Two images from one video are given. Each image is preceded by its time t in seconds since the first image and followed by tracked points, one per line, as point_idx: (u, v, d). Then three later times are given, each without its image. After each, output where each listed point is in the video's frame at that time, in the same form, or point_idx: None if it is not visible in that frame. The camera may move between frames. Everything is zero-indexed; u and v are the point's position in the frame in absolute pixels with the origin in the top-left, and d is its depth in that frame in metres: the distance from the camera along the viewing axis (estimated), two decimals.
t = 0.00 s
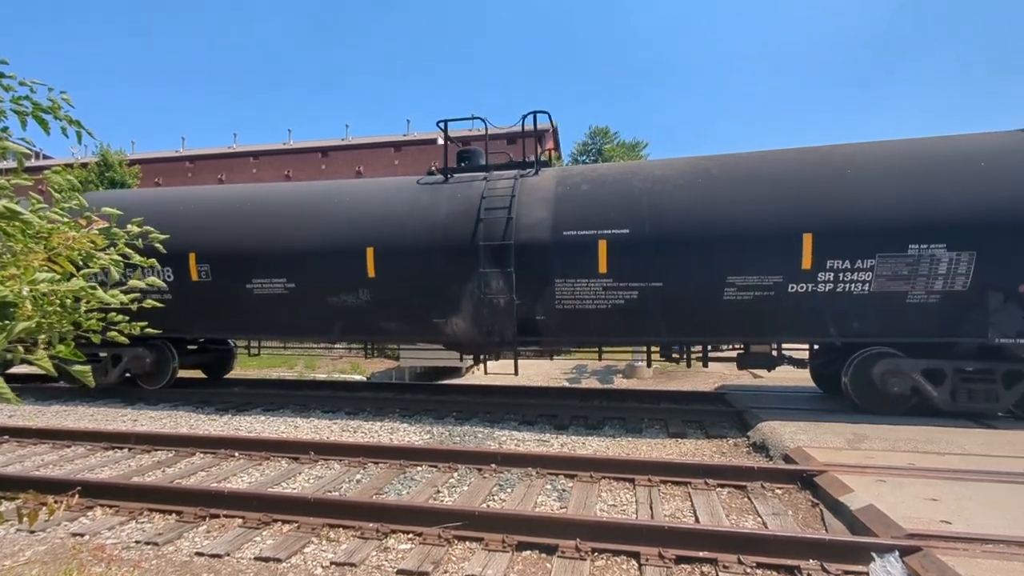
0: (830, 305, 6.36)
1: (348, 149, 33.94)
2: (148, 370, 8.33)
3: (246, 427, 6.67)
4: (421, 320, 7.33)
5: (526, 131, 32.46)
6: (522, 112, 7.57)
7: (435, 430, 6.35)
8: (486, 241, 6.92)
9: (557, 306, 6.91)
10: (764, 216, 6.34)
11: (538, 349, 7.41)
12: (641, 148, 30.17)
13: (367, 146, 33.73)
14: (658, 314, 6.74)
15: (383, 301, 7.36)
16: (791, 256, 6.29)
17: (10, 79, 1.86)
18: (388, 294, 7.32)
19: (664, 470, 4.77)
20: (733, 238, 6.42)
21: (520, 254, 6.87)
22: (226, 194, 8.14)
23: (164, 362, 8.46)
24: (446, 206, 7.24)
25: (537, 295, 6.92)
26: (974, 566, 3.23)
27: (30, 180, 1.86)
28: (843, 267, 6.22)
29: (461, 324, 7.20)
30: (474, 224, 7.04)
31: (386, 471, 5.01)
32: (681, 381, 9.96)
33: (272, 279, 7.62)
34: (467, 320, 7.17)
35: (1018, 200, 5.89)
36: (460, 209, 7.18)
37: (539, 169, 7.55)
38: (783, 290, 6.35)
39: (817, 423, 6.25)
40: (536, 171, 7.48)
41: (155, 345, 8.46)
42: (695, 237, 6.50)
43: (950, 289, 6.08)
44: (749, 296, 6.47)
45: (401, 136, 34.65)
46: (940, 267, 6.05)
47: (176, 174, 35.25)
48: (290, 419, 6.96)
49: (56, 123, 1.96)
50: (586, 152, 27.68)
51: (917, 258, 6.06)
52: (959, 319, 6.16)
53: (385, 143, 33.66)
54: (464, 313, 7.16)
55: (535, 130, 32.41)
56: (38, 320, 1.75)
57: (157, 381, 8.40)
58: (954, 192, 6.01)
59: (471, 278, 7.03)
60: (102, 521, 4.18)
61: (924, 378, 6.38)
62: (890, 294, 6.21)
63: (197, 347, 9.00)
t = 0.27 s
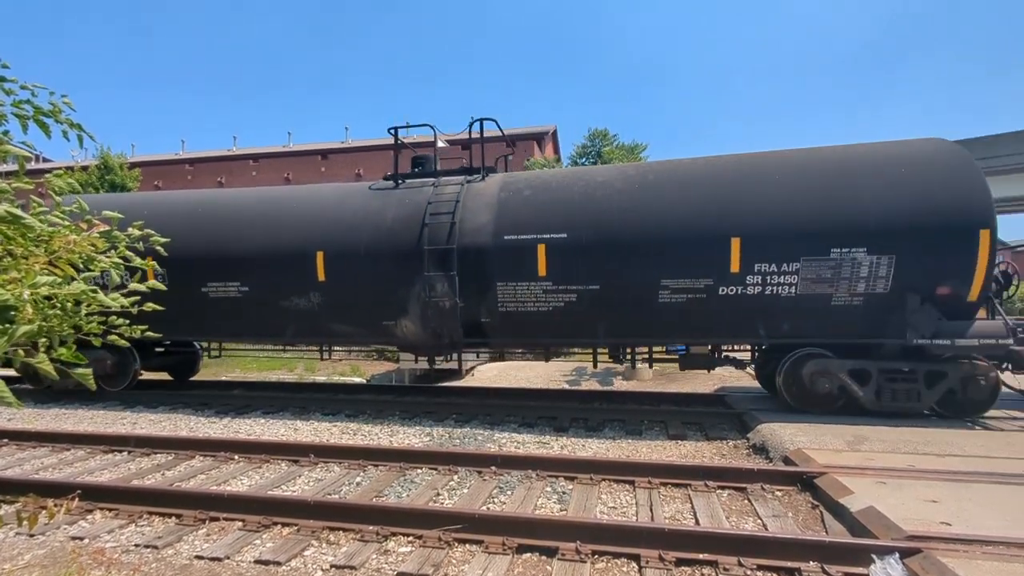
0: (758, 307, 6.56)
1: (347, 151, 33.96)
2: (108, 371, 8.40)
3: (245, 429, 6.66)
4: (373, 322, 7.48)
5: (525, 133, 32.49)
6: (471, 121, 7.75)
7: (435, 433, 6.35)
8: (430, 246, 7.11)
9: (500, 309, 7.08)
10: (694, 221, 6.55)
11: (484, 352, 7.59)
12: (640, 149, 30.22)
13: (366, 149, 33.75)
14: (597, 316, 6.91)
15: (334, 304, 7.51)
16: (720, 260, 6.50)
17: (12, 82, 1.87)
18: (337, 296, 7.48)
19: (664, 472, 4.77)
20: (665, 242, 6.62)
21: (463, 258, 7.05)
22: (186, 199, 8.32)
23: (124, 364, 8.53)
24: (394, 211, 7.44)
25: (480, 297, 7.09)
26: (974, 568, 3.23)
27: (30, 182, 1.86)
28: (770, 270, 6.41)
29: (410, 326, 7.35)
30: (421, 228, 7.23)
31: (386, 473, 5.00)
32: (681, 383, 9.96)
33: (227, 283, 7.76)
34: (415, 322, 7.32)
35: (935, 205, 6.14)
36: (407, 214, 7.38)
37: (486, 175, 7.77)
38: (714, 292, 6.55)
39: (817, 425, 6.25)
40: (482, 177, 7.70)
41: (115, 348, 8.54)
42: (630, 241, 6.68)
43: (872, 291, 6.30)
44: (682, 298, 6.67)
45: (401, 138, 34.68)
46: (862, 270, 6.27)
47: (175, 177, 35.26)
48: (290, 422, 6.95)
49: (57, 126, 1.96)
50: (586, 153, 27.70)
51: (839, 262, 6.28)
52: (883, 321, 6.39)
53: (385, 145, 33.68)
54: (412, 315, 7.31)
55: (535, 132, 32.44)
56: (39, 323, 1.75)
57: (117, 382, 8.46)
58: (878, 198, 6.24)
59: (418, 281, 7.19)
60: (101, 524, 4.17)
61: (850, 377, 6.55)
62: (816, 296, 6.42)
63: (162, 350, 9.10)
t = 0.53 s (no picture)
0: (692, 309, 6.65)
1: (347, 153, 33.98)
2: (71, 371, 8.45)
3: (245, 432, 6.66)
4: (325, 324, 7.58)
5: (525, 135, 32.50)
6: (421, 124, 7.82)
7: (434, 435, 6.35)
8: (376, 249, 7.19)
9: (445, 311, 7.17)
10: (626, 225, 6.65)
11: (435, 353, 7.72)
12: (640, 152, 30.21)
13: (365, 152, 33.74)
14: (538, 319, 7.00)
15: (287, 306, 7.62)
16: (652, 263, 6.60)
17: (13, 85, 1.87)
18: (288, 299, 7.58)
19: (665, 475, 4.76)
20: (599, 247, 6.70)
21: (408, 261, 7.14)
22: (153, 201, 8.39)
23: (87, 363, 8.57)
24: (343, 215, 7.54)
25: (425, 300, 7.19)
26: (973, 569, 3.23)
27: (31, 186, 1.86)
28: (702, 273, 6.51)
29: (360, 328, 7.44)
30: (367, 232, 7.32)
31: (386, 475, 5.00)
32: (682, 384, 9.96)
33: (182, 286, 7.86)
34: (364, 324, 7.40)
35: (857, 210, 6.28)
36: (355, 219, 7.48)
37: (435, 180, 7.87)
38: (648, 295, 6.64)
39: (817, 427, 6.25)
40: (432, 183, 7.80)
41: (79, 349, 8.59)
42: (567, 246, 6.76)
43: (799, 294, 6.41)
44: (619, 301, 6.75)
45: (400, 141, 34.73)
46: (788, 274, 6.38)
47: (175, 179, 35.26)
48: (289, 424, 6.96)
49: (58, 129, 1.97)
50: (585, 155, 27.70)
51: (767, 266, 6.40)
52: (813, 323, 6.51)
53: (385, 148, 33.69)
54: (362, 317, 7.40)
55: (535, 134, 32.49)
56: (41, 326, 1.76)
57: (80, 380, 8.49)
58: (806, 205, 6.37)
59: (365, 284, 7.29)
60: (101, 527, 4.17)
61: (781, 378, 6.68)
62: (747, 299, 6.52)
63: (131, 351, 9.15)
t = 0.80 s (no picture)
0: (629, 311, 6.73)
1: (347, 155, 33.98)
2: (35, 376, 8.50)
3: (245, 433, 6.65)
4: (278, 326, 7.66)
5: (525, 137, 32.52)
6: (370, 132, 7.80)
7: (434, 436, 6.35)
8: (324, 252, 7.29)
9: (392, 313, 7.27)
10: (562, 228, 6.75)
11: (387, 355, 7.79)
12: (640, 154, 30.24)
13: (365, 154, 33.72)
14: (479, 320, 7.09)
15: (240, 308, 7.70)
16: (588, 266, 6.68)
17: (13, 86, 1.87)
18: (241, 301, 7.68)
19: (665, 476, 4.76)
20: (539, 249, 6.80)
21: (355, 264, 7.24)
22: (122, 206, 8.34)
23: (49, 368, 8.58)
24: (293, 219, 7.65)
25: (373, 302, 7.29)
26: (974, 571, 3.23)
27: (30, 187, 1.86)
28: (635, 276, 6.61)
29: (312, 329, 7.52)
30: (316, 236, 7.42)
31: (385, 477, 5.00)
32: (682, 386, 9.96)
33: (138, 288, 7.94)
34: (316, 325, 7.49)
35: (784, 214, 6.36)
36: (306, 222, 7.57)
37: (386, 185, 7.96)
38: (586, 297, 6.72)
39: (816, 428, 6.24)
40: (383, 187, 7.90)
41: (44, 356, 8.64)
42: (506, 250, 6.86)
43: (729, 296, 6.49)
44: (559, 302, 6.83)
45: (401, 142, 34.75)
46: (718, 277, 6.48)
47: (175, 180, 35.25)
48: (289, 425, 6.95)
49: (59, 130, 1.97)
50: (585, 157, 27.72)
51: (697, 268, 6.50)
52: (745, 324, 6.58)
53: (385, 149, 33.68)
54: (314, 318, 7.49)
55: (535, 136, 32.50)
56: (40, 327, 1.75)
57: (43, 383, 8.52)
58: (736, 209, 6.45)
59: (315, 286, 7.38)
60: (100, 528, 4.16)
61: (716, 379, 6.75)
62: (680, 301, 6.60)
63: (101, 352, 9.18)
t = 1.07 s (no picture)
0: (569, 312, 6.82)
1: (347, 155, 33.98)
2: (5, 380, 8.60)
3: (245, 434, 6.65)
4: (234, 327, 7.74)
5: (525, 138, 32.54)
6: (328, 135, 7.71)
7: (434, 437, 6.34)
8: (275, 255, 7.38)
9: (343, 314, 7.33)
10: (502, 232, 6.83)
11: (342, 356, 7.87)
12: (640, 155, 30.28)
13: (364, 155, 33.71)
14: (423, 321, 7.18)
15: (196, 309, 7.77)
16: (528, 269, 6.78)
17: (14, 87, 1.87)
18: (196, 303, 7.76)
19: (664, 477, 4.75)
20: (483, 252, 6.88)
21: (304, 266, 7.31)
22: (122, 207, 8.35)
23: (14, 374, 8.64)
24: (247, 223, 7.73)
25: (324, 304, 7.35)
26: (976, 572, 3.22)
27: (30, 188, 1.86)
28: (573, 278, 6.70)
29: (266, 331, 7.60)
30: (268, 239, 7.50)
31: (385, 478, 5.00)
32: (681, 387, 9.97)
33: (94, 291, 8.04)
34: (270, 326, 7.56)
35: (716, 220, 6.41)
36: (259, 226, 7.66)
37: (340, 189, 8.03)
38: (527, 299, 6.82)
39: (816, 430, 6.23)
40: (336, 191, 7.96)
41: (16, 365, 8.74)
42: (448, 252, 6.94)
43: (663, 298, 6.58)
44: (501, 304, 6.93)
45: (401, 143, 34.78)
46: (652, 279, 6.56)
47: (175, 180, 35.25)
48: (289, 426, 6.95)
49: (59, 132, 1.97)
50: (585, 157, 27.74)
51: (632, 271, 6.58)
52: (679, 326, 6.68)
53: (385, 150, 33.68)
54: (267, 319, 7.57)
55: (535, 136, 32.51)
56: (39, 328, 1.75)
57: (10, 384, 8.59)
58: (671, 214, 6.53)
59: (267, 289, 7.46)
60: (100, 530, 4.15)
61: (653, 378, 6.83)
62: (618, 303, 6.68)
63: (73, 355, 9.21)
